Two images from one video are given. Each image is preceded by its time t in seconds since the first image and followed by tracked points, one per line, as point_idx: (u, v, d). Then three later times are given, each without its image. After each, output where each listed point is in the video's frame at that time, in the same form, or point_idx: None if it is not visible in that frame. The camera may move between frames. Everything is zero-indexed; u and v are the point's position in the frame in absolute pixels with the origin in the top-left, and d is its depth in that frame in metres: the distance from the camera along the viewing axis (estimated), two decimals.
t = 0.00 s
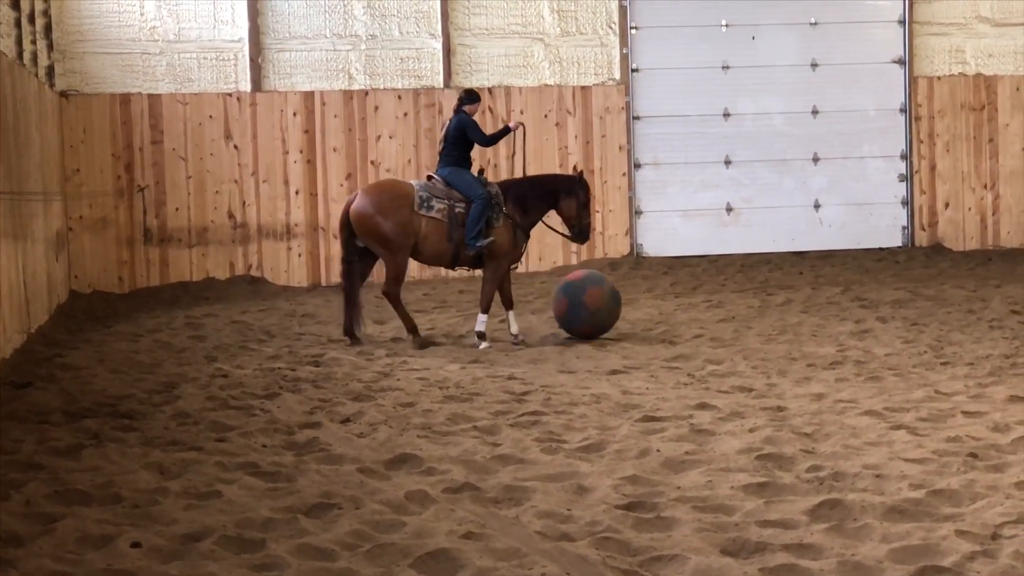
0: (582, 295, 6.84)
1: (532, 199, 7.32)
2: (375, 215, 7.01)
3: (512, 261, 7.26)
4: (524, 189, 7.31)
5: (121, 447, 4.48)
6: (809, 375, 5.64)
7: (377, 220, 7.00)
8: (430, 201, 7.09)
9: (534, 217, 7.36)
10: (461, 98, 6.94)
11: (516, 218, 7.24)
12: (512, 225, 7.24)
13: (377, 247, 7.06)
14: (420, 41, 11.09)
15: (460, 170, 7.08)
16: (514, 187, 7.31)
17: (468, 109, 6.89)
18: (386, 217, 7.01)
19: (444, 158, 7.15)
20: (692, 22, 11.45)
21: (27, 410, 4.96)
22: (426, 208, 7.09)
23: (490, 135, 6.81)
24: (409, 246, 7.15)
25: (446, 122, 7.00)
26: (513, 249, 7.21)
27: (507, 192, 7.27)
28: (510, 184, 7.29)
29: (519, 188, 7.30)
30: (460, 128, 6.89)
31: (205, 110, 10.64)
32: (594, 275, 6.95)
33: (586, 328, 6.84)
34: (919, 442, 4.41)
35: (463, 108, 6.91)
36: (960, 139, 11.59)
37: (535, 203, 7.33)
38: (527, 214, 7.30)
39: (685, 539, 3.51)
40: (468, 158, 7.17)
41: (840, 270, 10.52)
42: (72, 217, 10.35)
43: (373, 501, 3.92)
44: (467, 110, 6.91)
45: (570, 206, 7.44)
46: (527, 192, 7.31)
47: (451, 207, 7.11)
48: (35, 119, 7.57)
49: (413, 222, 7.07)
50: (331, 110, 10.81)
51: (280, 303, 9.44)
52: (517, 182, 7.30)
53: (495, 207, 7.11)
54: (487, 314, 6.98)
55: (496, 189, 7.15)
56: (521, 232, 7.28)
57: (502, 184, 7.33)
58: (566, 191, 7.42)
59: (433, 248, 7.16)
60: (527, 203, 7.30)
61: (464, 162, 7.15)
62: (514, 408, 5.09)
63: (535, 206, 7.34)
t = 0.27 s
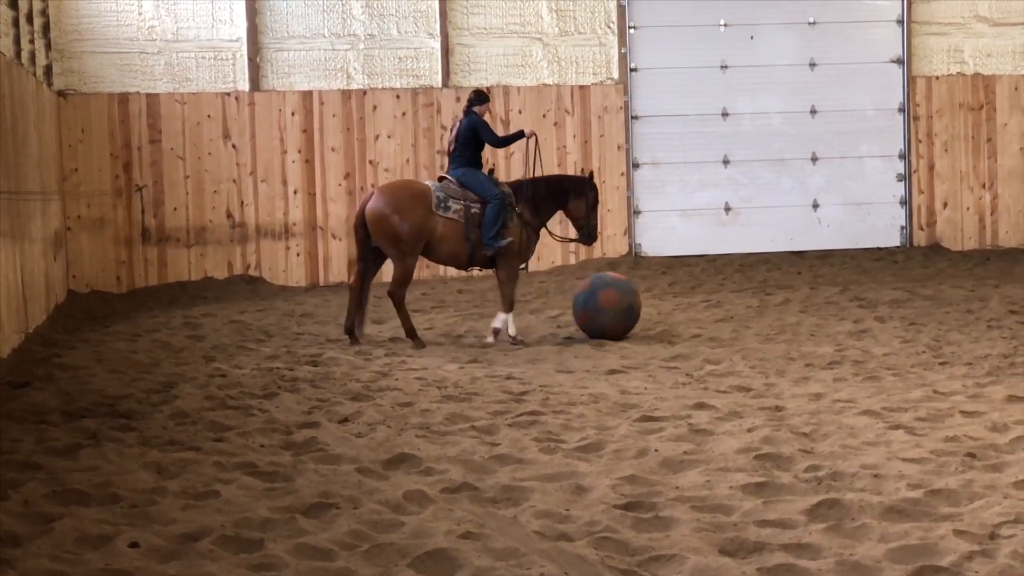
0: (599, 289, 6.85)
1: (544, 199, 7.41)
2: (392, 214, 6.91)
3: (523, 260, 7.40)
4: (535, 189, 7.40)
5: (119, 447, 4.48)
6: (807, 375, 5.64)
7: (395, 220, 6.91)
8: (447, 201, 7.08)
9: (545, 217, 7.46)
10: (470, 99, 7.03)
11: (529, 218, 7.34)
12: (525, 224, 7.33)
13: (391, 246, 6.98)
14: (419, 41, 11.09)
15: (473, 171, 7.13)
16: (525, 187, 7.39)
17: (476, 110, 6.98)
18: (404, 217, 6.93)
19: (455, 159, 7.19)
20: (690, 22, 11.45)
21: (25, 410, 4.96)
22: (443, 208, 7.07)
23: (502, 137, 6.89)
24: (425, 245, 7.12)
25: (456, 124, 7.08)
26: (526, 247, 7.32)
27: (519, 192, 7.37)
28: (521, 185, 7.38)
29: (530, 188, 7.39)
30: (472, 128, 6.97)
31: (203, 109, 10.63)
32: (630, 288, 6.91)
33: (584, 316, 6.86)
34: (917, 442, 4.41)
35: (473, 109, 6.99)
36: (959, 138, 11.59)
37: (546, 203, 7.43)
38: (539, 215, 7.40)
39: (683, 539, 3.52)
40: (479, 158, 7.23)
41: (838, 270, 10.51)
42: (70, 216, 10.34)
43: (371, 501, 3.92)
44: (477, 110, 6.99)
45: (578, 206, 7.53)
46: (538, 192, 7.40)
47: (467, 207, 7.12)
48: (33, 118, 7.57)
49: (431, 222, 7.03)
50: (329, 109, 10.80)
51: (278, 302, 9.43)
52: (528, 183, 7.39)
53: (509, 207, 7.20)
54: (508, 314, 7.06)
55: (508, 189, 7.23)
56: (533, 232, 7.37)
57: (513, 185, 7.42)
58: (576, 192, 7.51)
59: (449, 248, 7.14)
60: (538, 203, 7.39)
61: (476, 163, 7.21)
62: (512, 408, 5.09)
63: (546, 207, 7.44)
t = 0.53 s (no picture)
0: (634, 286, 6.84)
1: (558, 199, 7.46)
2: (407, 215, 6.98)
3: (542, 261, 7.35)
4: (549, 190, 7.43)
5: (117, 446, 4.48)
6: (805, 374, 5.64)
7: (409, 220, 6.98)
8: (464, 202, 7.13)
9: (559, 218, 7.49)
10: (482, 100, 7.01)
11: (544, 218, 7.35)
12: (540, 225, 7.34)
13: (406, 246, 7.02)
14: (416, 40, 11.10)
15: (488, 170, 7.16)
16: (539, 186, 7.42)
17: (489, 112, 6.97)
18: (419, 218, 6.99)
19: (469, 159, 7.21)
20: (687, 21, 11.46)
21: (23, 409, 4.96)
22: (460, 208, 7.12)
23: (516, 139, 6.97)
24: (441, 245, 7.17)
25: (468, 125, 7.09)
26: (542, 246, 7.31)
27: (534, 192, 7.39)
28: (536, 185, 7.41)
29: (545, 189, 7.42)
30: (485, 129, 6.98)
31: (200, 108, 10.63)
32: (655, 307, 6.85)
33: (604, 293, 6.91)
34: (914, 440, 4.41)
35: (486, 109, 6.98)
36: (956, 137, 11.59)
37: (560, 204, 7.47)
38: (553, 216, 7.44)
39: (681, 537, 3.52)
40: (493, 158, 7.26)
41: (835, 269, 10.52)
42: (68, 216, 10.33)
43: (369, 500, 3.92)
44: (490, 111, 6.99)
45: (592, 209, 7.57)
46: (553, 193, 7.45)
47: (483, 207, 7.18)
48: (30, 117, 7.57)
49: (446, 222, 7.08)
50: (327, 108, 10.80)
51: (275, 302, 9.43)
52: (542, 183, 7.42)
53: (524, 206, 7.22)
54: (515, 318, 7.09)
55: (523, 188, 7.25)
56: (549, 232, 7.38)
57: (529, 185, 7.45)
58: (590, 194, 7.55)
59: (465, 248, 7.17)
60: (553, 204, 7.44)
61: (490, 163, 7.24)
62: (510, 407, 5.09)
63: (560, 208, 7.48)
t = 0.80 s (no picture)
0: (663, 292, 6.79)
1: (575, 200, 7.47)
2: (420, 214, 6.97)
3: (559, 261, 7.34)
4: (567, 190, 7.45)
5: (113, 444, 4.48)
6: (801, 372, 5.64)
7: (422, 220, 6.96)
8: (482, 203, 7.07)
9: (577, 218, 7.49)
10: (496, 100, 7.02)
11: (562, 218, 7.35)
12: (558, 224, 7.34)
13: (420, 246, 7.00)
14: (412, 38, 11.09)
15: (506, 169, 7.13)
16: (556, 187, 7.44)
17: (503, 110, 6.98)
18: (432, 218, 6.97)
19: (486, 158, 7.18)
20: (683, 20, 11.46)
21: (18, 408, 4.95)
22: (478, 209, 7.07)
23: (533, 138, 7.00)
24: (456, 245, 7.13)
25: (484, 124, 7.07)
26: (560, 246, 7.31)
27: (551, 192, 7.41)
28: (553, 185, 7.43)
29: (562, 189, 7.44)
30: (501, 128, 6.96)
31: (196, 107, 10.63)
32: (666, 318, 6.80)
33: (636, 278, 6.91)
34: (910, 439, 4.42)
35: (501, 108, 6.99)
36: (951, 136, 11.60)
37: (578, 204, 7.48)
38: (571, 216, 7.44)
39: (678, 536, 3.52)
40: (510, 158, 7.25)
41: (831, 268, 10.53)
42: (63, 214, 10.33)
43: (365, 498, 3.92)
44: (504, 110, 7.00)
45: (611, 208, 7.57)
46: (570, 193, 7.45)
47: (501, 207, 7.11)
48: (26, 115, 7.56)
49: (460, 221, 7.04)
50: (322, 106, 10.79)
51: (271, 300, 9.43)
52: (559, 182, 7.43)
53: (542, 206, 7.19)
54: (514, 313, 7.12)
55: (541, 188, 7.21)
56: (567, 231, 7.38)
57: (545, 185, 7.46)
58: (608, 194, 7.56)
59: (481, 248, 7.12)
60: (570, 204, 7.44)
61: (507, 162, 7.22)
62: (506, 405, 5.09)
63: (578, 208, 7.48)
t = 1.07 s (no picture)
0: (676, 292, 6.80)
1: (591, 199, 7.55)
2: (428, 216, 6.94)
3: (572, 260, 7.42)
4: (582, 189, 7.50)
5: (99, 441, 4.47)
6: (788, 371, 5.65)
7: (431, 222, 6.94)
8: (496, 204, 7.07)
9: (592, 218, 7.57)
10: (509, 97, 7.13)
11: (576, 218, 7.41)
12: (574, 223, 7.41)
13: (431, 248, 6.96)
14: (401, 36, 11.10)
15: (521, 169, 7.16)
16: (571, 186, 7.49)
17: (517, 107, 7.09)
18: (441, 219, 6.95)
19: (502, 157, 7.21)
20: (673, 19, 11.48)
21: (4, 404, 4.95)
22: (492, 210, 7.06)
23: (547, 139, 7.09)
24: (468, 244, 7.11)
25: (498, 122, 7.12)
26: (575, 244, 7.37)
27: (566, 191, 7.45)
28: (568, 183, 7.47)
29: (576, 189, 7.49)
30: (515, 123, 7.04)
31: (185, 104, 10.62)
32: (665, 317, 6.79)
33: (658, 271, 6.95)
34: (897, 438, 4.43)
35: (515, 104, 7.07)
36: (939, 136, 11.62)
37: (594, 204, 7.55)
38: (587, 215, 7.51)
39: (665, 534, 3.52)
40: (526, 157, 7.27)
41: (818, 267, 10.54)
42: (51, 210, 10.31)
43: (352, 496, 3.92)
44: (518, 106, 7.08)
45: (629, 210, 7.70)
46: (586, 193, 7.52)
47: (515, 208, 7.12)
48: (13, 111, 7.55)
49: (471, 221, 7.03)
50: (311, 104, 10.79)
51: (259, 297, 9.41)
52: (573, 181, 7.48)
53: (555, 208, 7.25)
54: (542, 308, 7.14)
55: (554, 188, 7.27)
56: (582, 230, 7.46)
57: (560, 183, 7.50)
58: (626, 195, 7.68)
59: (493, 247, 7.12)
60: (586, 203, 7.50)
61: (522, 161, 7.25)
62: (493, 403, 5.10)
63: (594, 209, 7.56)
